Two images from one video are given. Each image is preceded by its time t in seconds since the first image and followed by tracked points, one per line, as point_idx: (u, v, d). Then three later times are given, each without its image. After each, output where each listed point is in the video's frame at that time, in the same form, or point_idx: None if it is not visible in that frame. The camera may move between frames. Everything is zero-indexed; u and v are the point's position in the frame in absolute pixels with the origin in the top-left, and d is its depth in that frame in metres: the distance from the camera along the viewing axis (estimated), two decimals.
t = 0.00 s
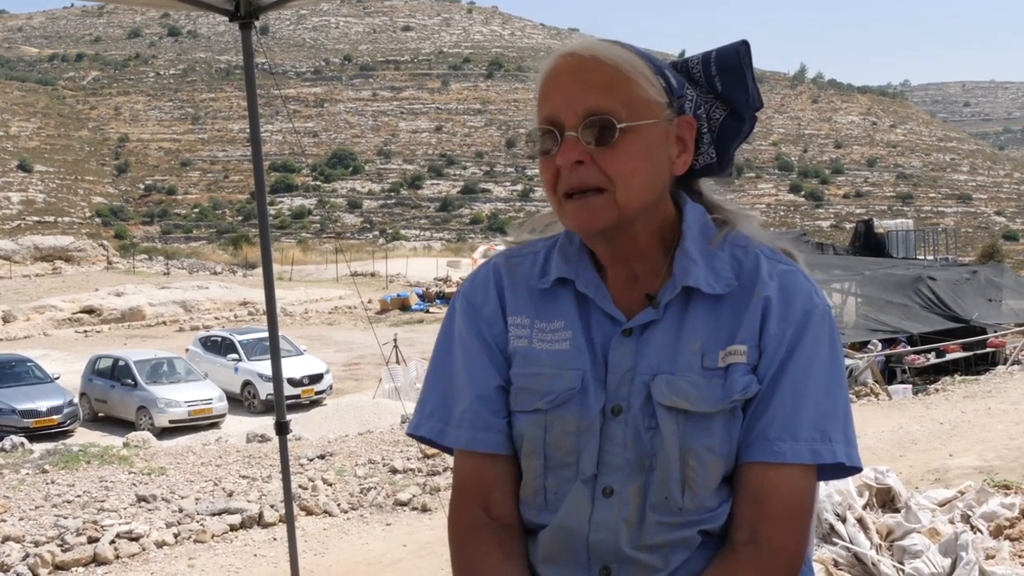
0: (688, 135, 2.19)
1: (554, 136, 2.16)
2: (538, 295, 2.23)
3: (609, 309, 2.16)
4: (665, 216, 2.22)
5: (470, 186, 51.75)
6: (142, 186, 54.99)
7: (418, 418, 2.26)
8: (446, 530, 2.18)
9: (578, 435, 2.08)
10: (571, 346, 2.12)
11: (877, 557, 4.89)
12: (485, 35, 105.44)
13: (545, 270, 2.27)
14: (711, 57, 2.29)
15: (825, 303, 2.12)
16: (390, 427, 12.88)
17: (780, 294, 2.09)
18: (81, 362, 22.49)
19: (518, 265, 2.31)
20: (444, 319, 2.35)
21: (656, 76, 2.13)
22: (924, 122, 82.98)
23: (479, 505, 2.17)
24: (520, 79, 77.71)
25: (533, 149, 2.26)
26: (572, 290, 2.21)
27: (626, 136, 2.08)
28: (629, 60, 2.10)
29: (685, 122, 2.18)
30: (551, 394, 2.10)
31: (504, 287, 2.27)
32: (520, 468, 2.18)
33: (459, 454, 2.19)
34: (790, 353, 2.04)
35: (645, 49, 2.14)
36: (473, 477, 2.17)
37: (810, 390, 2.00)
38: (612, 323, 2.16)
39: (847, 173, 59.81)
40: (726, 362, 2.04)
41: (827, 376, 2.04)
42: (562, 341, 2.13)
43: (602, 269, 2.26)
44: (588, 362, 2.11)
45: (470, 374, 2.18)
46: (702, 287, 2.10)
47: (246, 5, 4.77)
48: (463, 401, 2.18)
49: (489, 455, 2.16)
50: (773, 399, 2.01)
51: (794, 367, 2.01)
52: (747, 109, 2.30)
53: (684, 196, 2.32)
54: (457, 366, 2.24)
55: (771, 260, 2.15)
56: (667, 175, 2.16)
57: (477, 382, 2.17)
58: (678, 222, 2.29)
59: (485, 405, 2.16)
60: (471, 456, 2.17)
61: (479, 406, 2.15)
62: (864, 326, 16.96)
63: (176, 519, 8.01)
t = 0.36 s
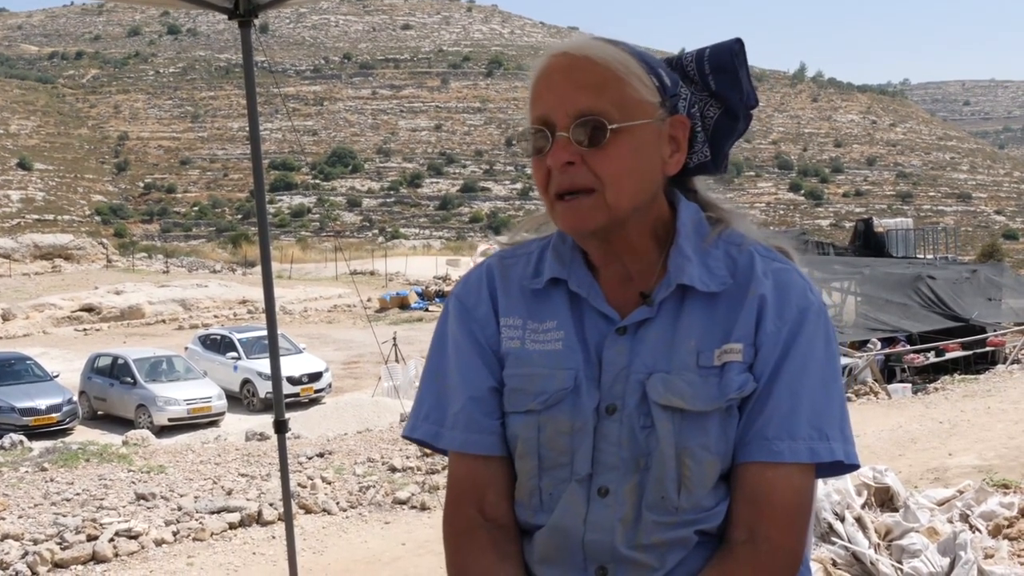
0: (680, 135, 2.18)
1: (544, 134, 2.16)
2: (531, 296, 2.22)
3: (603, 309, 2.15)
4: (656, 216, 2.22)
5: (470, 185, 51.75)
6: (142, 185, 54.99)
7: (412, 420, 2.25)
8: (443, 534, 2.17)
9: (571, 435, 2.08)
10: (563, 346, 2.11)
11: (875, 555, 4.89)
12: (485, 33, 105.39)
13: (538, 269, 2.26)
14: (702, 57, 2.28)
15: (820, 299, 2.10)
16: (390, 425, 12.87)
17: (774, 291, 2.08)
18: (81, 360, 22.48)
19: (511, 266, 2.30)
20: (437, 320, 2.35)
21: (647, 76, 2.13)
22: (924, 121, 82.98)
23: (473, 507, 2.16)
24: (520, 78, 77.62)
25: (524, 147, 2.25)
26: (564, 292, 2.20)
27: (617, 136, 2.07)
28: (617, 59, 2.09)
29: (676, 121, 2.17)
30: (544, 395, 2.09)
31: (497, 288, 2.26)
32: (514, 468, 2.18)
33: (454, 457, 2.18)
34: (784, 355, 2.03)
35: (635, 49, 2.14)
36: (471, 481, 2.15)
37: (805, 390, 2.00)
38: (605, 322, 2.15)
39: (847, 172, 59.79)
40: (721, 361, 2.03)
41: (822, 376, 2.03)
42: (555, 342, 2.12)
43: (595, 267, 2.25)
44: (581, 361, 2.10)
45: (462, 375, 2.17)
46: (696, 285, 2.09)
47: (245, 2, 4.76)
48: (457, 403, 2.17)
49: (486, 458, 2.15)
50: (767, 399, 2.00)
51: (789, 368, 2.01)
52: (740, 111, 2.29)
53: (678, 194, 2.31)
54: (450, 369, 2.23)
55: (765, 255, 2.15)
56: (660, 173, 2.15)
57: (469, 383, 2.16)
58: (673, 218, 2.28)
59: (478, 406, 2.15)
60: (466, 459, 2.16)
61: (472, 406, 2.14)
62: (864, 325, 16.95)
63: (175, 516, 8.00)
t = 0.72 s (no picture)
0: (682, 135, 2.16)
1: (544, 139, 2.14)
2: (532, 295, 2.20)
3: (605, 307, 2.14)
4: (661, 217, 2.20)
5: (470, 183, 51.73)
6: (141, 183, 55.02)
7: (410, 416, 2.24)
8: (443, 532, 2.16)
9: (571, 436, 2.07)
10: (565, 346, 2.10)
11: (875, 555, 4.89)
12: (485, 31, 105.36)
13: (540, 267, 2.24)
14: (708, 53, 2.26)
15: (825, 301, 2.09)
16: (389, 424, 12.86)
17: (779, 293, 2.06)
18: (81, 359, 22.48)
19: (513, 264, 2.28)
20: (439, 316, 2.33)
21: (649, 76, 2.10)
22: (924, 119, 82.97)
23: (475, 506, 2.14)
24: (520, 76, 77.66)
25: (525, 150, 2.23)
26: (567, 290, 2.18)
27: (619, 142, 2.05)
28: (619, 58, 2.07)
29: (680, 123, 2.15)
30: (545, 395, 2.08)
31: (500, 285, 2.24)
32: (515, 468, 2.16)
33: (454, 455, 2.17)
34: (788, 357, 2.01)
35: (636, 49, 2.12)
36: (471, 478, 2.15)
37: (811, 391, 1.99)
38: (608, 322, 2.14)
39: (846, 170, 59.78)
40: (725, 363, 2.02)
41: (827, 376, 2.02)
42: (556, 341, 2.11)
43: (597, 268, 2.23)
44: (582, 362, 2.09)
45: (463, 374, 2.16)
46: (700, 286, 2.08)
47: (244, 1, 4.75)
48: (457, 402, 2.16)
49: (485, 456, 2.14)
50: (771, 401, 2.00)
51: (793, 370, 2.00)
52: (747, 108, 2.26)
53: (681, 195, 2.29)
54: (450, 368, 2.22)
55: (769, 257, 2.13)
56: (661, 175, 2.14)
57: (470, 382, 2.14)
58: (677, 219, 2.26)
59: (478, 405, 2.14)
60: (466, 459, 2.14)
61: (472, 407, 2.13)
62: (864, 323, 16.94)
63: (174, 515, 7.99)
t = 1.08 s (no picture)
0: (694, 135, 2.15)
1: (554, 142, 2.13)
2: (544, 289, 2.19)
3: (617, 305, 2.14)
4: (673, 216, 2.20)
5: (469, 182, 51.73)
6: (141, 182, 55.00)
7: (417, 409, 2.23)
8: (449, 528, 2.16)
9: (582, 433, 2.06)
10: (575, 342, 2.10)
11: (875, 553, 4.88)
12: (484, 30, 105.33)
13: (551, 262, 2.23)
14: (725, 47, 2.23)
15: (836, 306, 2.10)
16: (388, 424, 12.86)
17: (791, 297, 2.07)
18: (80, 358, 22.47)
19: (525, 258, 2.27)
20: (446, 308, 2.32)
21: (658, 74, 2.08)
22: (923, 118, 83.00)
23: (480, 501, 2.14)
24: (519, 75, 77.65)
25: (534, 151, 2.22)
26: (579, 285, 2.18)
27: (628, 146, 2.05)
28: (628, 60, 2.06)
29: (691, 122, 2.14)
30: (555, 390, 2.07)
31: (510, 279, 2.24)
32: (524, 463, 2.16)
33: (460, 450, 2.16)
34: (800, 357, 2.02)
35: (648, 47, 2.09)
36: (477, 474, 2.14)
37: (821, 394, 1.99)
38: (618, 319, 2.14)
39: (846, 169, 59.80)
40: (735, 365, 2.02)
41: (837, 379, 2.02)
42: (567, 337, 2.11)
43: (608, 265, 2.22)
44: (594, 359, 2.09)
45: (471, 368, 2.15)
46: (712, 288, 2.08)
47: None
48: (466, 396, 2.15)
49: (492, 451, 2.13)
50: (781, 403, 2.00)
51: (804, 372, 2.00)
52: (762, 104, 2.24)
53: (694, 194, 2.29)
54: (459, 361, 2.22)
55: (782, 262, 2.13)
56: (673, 177, 2.14)
57: (478, 375, 2.14)
58: (689, 220, 2.25)
59: (488, 399, 2.13)
60: (472, 453, 2.14)
61: (480, 400, 2.13)
62: (863, 323, 16.94)
63: (174, 515, 7.99)
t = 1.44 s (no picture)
0: (697, 136, 2.14)
1: (555, 142, 2.12)
2: (543, 288, 2.18)
3: (616, 307, 2.13)
4: (672, 216, 2.19)
5: (469, 181, 51.73)
6: (140, 182, 54.99)
7: (414, 409, 2.22)
8: (446, 528, 2.15)
9: (581, 436, 2.06)
10: (574, 344, 2.09)
11: (875, 553, 4.87)
12: (484, 29, 105.31)
13: (551, 261, 2.22)
14: (728, 45, 2.22)
15: (836, 305, 2.10)
16: (388, 423, 12.86)
17: (791, 298, 2.07)
18: (79, 358, 22.45)
19: (523, 257, 2.26)
20: (445, 306, 2.31)
21: (662, 75, 2.07)
22: (923, 116, 83.03)
23: (477, 502, 2.13)
24: (519, 74, 77.62)
25: (534, 151, 2.21)
26: (578, 285, 2.17)
27: (627, 148, 2.04)
28: (631, 57, 2.04)
29: (694, 123, 2.13)
30: (553, 393, 2.07)
31: (508, 278, 2.22)
32: (521, 465, 2.15)
33: (458, 450, 2.15)
34: (799, 358, 2.01)
35: (650, 46, 2.08)
36: (475, 474, 2.13)
37: (821, 393, 1.99)
38: (618, 320, 2.13)
39: (845, 167, 59.80)
40: (735, 365, 2.01)
41: (838, 378, 2.02)
42: (567, 339, 2.10)
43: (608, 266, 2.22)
44: (592, 360, 2.08)
45: (469, 370, 2.14)
46: (713, 289, 2.07)
47: None
48: (464, 397, 2.14)
49: (490, 452, 2.12)
50: (781, 403, 1.99)
51: (804, 370, 2.00)
52: (765, 104, 2.23)
53: (695, 193, 2.28)
54: (457, 361, 2.21)
55: (783, 261, 2.13)
56: (673, 179, 2.13)
57: (477, 377, 2.13)
58: (689, 220, 2.25)
59: (485, 400, 2.12)
60: (469, 455, 2.13)
61: (479, 400, 2.11)
62: (863, 321, 16.90)
63: (174, 514, 7.99)
